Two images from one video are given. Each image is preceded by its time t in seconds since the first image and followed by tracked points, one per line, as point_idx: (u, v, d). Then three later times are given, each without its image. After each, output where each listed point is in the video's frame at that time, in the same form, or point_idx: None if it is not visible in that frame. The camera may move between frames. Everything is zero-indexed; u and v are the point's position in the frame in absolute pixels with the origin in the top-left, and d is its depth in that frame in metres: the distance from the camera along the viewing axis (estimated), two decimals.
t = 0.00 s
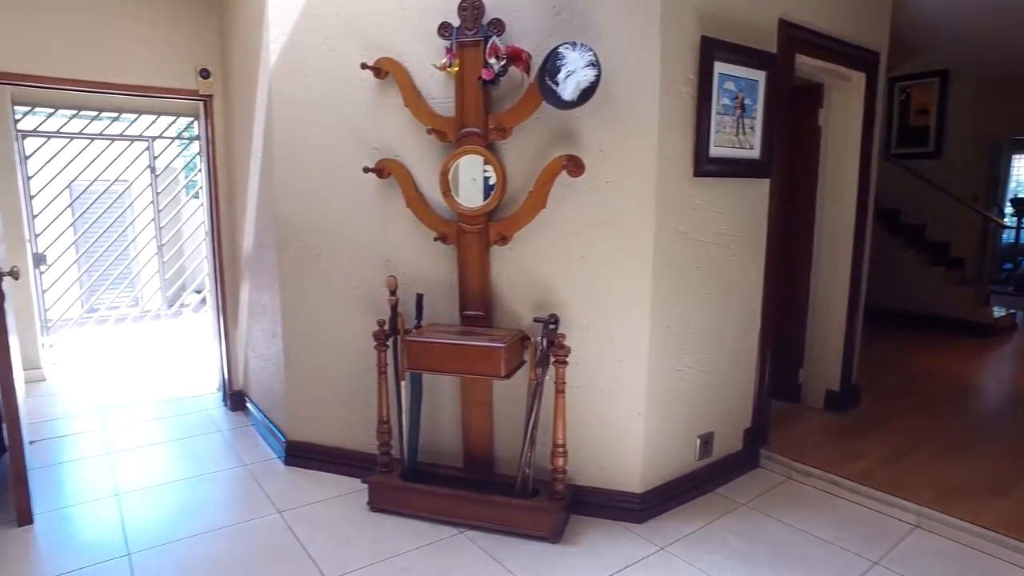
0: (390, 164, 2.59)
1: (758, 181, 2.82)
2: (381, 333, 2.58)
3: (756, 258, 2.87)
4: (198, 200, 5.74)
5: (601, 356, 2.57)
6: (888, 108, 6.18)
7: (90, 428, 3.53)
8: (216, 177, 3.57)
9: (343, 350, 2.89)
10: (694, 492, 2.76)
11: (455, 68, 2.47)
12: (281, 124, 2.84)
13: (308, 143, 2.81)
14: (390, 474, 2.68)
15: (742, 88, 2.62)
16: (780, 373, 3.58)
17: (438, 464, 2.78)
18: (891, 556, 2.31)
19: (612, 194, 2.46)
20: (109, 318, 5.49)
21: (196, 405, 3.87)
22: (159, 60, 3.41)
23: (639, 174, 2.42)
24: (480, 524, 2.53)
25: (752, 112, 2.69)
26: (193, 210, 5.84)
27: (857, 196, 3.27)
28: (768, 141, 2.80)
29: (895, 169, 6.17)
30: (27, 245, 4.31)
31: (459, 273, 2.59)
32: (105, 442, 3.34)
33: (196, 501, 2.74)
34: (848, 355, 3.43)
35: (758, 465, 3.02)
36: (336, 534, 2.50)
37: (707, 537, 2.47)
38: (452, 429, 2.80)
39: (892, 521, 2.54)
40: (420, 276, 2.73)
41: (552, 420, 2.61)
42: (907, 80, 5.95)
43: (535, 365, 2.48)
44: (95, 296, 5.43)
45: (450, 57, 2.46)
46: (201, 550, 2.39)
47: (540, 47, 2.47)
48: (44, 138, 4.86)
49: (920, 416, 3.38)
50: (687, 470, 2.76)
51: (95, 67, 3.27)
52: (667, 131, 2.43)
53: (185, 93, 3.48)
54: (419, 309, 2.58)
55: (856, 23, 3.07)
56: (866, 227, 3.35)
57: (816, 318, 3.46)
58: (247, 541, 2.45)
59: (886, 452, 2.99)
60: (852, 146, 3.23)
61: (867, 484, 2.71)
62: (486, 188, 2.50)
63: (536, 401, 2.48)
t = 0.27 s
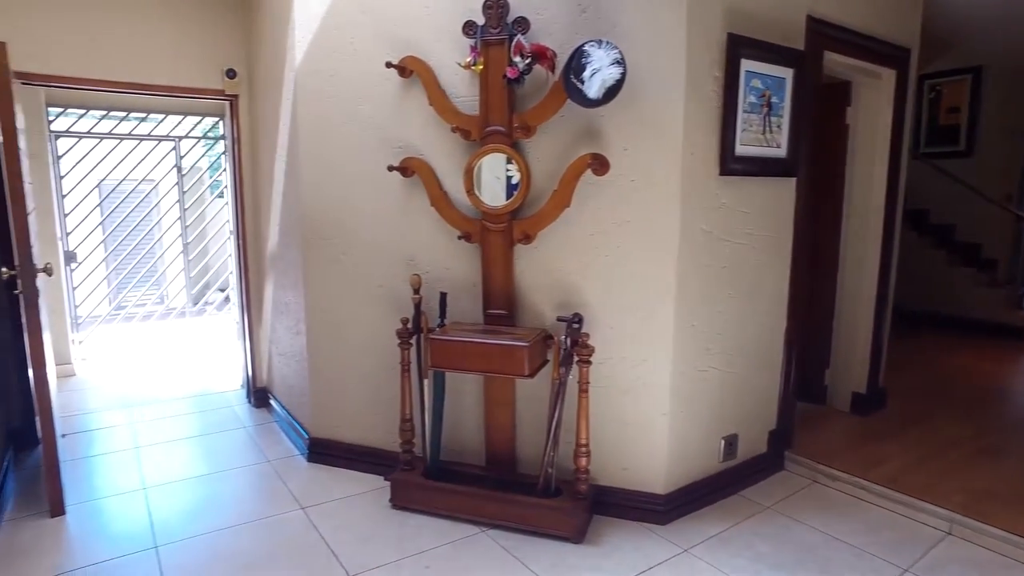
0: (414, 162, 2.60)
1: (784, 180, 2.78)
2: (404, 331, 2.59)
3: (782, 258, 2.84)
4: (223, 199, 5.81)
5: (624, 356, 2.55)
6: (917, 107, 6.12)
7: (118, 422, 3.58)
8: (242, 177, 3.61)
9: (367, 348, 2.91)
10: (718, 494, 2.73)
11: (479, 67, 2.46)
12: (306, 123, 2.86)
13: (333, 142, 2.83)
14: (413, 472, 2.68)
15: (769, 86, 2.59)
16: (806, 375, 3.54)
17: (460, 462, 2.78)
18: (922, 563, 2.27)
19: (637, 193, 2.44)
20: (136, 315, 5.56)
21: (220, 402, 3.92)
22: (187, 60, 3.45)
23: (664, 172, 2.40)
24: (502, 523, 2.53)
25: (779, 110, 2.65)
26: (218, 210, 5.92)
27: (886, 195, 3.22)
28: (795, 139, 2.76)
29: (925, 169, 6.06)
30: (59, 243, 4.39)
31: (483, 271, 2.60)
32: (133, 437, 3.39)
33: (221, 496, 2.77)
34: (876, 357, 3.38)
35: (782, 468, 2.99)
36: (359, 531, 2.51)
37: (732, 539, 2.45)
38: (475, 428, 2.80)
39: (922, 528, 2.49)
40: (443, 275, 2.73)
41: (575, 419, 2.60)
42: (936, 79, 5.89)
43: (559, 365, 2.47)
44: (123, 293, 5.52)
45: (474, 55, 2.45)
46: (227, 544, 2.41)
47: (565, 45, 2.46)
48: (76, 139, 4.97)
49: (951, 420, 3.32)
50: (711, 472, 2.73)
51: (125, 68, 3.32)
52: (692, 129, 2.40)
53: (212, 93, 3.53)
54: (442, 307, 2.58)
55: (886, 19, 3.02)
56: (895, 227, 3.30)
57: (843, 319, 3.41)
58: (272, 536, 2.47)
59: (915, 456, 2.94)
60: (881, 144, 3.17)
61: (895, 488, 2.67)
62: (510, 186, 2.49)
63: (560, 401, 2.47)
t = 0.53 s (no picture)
0: (439, 160, 2.60)
1: (814, 178, 2.74)
2: (428, 328, 2.60)
3: (811, 257, 2.79)
4: (249, 198, 5.87)
5: (650, 355, 2.53)
6: (951, 103, 5.97)
7: (147, 417, 3.64)
8: (268, 175, 3.65)
9: (391, 345, 2.92)
10: (745, 496, 2.70)
11: (505, 64, 2.45)
12: (332, 122, 2.88)
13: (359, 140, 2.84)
14: (436, 470, 2.68)
15: (799, 82, 2.55)
16: (834, 377, 3.48)
17: (483, 461, 2.78)
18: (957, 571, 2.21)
19: (664, 190, 2.42)
20: (162, 312, 5.65)
21: (246, 398, 3.96)
22: (215, 60, 3.50)
23: (691, 170, 2.37)
24: (525, 522, 2.52)
25: (809, 106, 2.61)
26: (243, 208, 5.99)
27: (918, 194, 3.15)
28: (826, 136, 2.72)
29: (959, 167, 5.92)
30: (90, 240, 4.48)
31: (509, 268, 2.59)
32: (161, 431, 3.44)
33: (247, 491, 2.80)
34: (907, 359, 3.31)
35: (810, 471, 2.94)
36: (383, 528, 2.52)
37: (759, 543, 2.41)
38: (498, 426, 2.80)
39: (956, 535, 2.43)
40: (468, 272, 2.73)
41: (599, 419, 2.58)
42: (971, 74, 5.75)
43: (584, 363, 2.45)
44: (151, 291, 5.61)
45: (500, 52, 2.45)
46: (253, 538, 2.43)
47: (591, 41, 2.45)
48: (107, 138, 5.08)
49: (985, 425, 3.24)
50: (738, 474, 2.70)
51: (155, 68, 3.37)
52: (721, 126, 2.37)
53: (240, 92, 3.57)
54: (467, 304, 2.58)
55: (919, 14, 2.96)
56: (927, 226, 3.23)
57: (873, 319, 3.35)
58: (297, 532, 2.49)
59: (948, 461, 2.87)
60: (914, 142, 3.11)
61: (928, 494, 2.61)
62: (537, 183, 2.48)
63: (585, 400, 2.45)
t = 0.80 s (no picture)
0: (465, 157, 2.60)
1: (845, 175, 2.69)
2: (454, 326, 2.58)
3: (842, 257, 2.74)
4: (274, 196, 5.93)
5: (676, 354, 2.50)
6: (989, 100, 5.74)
7: (175, 411, 3.69)
8: (294, 173, 3.68)
9: (415, 342, 2.92)
10: (772, 499, 2.65)
11: (532, 60, 2.45)
12: (358, 119, 2.89)
13: (385, 137, 2.85)
14: (460, 467, 2.68)
15: (831, 78, 2.50)
16: (864, 379, 3.41)
17: (507, 459, 2.77)
18: None
19: (692, 188, 2.39)
20: (190, 309, 5.73)
21: (271, 394, 4.00)
22: (243, 59, 3.53)
23: (720, 167, 2.34)
24: (549, 521, 2.50)
25: (841, 102, 2.56)
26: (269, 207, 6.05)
27: (954, 192, 3.08)
28: (858, 133, 2.66)
29: (1001, 166, 5.72)
30: (121, 237, 4.56)
31: (534, 266, 2.58)
32: (188, 425, 3.48)
33: (272, 485, 2.82)
34: (940, 362, 3.24)
35: (839, 474, 2.88)
36: (406, 524, 2.52)
37: (787, 546, 2.37)
38: (522, 425, 2.79)
39: (992, 543, 2.36)
40: (493, 270, 2.73)
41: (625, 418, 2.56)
42: (1011, 70, 5.49)
43: (610, 362, 2.43)
44: (179, 288, 5.69)
45: (527, 49, 2.44)
46: (279, 532, 2.45)
47: (619, 37, 2.42)
48: (138, 138, 5.17)
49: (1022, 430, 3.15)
50: (765, 476, 2.65)
51: (185, 67, 3.42)
52: (750, 123, 2.34)
53: (267, 90, 3.61)
54: (493, 301, 2.58)
55: (957, 7, 2.88)
56: (963, 225, 3.15)
57: (905, 320, 3.28)
58: (321, 526, 2.50)
59: (983, 468, 2.80)
60: (950, 139, 3.03)
61: (963, 501, 2.54)
62: (563, 181, 2.47)
63: (610, 398, 2.43)
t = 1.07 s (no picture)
0: (492, 154, 2.59)
1: (881, 173, 2.62)
2: (480, 324, 2.57)
3: (877, 256, 2.67)
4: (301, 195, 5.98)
5: (705, 354, 2.46)
6: None
7: (203, 406, 3.74)
8: (321, 171, 3.71)
9: (440, 340, 2.92)
10: (802, 503, 2.60)
11: (560, 56, 2.44)
12: (385, 117, 2.90)
13: (411, 135, 2.86)
14: (484, 466, 2.67)
15: (866, 72, 2.44)
16: (898, 382, 3.33)
17: (532, 458, 2.75)
18: None
19: (721, 185, 2.35)
20: (218, 306, 5.80)
21: (297, 390, 4.03)
22: (272, 59, 3.57)
23: (751, 164, 2.30)
24: (574, 521, 2.48)
25: (877, 98, 2.50)
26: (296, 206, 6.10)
27: (995, 189, 2.99)
28: (894, 129, 2.60)
29: None
30: (152, 234, 4.64)
31: (561, 264, 2.57)
32: (216, 420, 3.53)
33: (298, 481, 2.84)
34: (979, 366, 3.14)
35: (871, 479, 2.81)
36: (430, 522, 2.52)
37: (818, 552, 2.32)
38: (547, 424, 2.77)
39: None
40: (518, 268, 2.71)
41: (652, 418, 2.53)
42: None
43: (637, 361, 2.41)
44: (207, 285, 5.76)
45: (555, 45, 2.43)
46: (305, 527, 2.46)
47: (648, 33, 2.39)
48: (170, 137, 5.31)
49: None
50: (795, 480, 2.60)
51: (215, 67, 3.47)
52: (783, 119, 2.29)
53: (296, 89, 3.64)
54: (519, 299, 2.56)
55: None
56: (1004, 224, 3.06)
57: (942, 322, 3.20)
58: (346, 523, 2.51)
59: None
60: (992, 134, 2.95)
61: (1002, 509, 2.47)
62: (590, 178, 2.45)
63: (637, 398, 2.40)
